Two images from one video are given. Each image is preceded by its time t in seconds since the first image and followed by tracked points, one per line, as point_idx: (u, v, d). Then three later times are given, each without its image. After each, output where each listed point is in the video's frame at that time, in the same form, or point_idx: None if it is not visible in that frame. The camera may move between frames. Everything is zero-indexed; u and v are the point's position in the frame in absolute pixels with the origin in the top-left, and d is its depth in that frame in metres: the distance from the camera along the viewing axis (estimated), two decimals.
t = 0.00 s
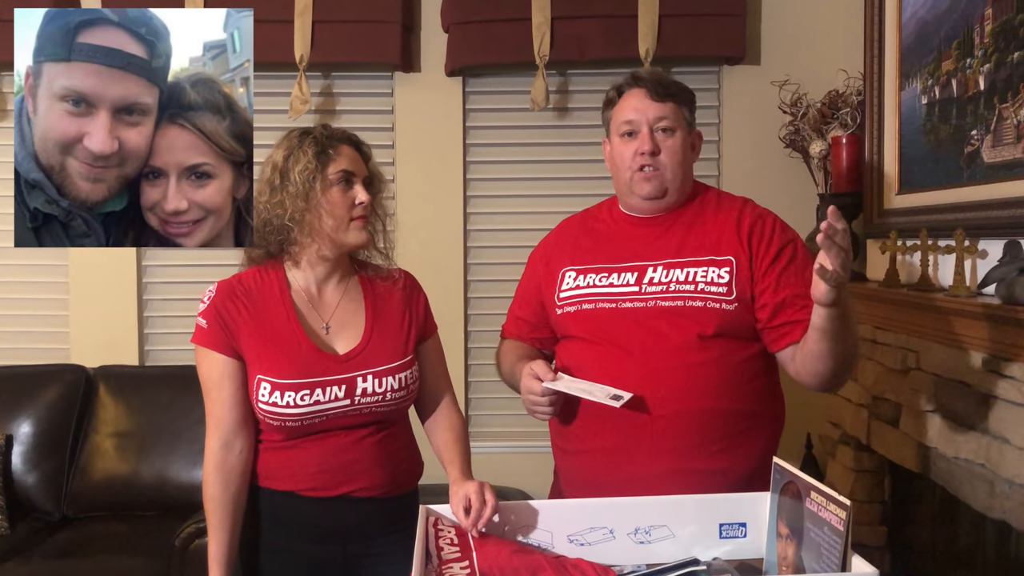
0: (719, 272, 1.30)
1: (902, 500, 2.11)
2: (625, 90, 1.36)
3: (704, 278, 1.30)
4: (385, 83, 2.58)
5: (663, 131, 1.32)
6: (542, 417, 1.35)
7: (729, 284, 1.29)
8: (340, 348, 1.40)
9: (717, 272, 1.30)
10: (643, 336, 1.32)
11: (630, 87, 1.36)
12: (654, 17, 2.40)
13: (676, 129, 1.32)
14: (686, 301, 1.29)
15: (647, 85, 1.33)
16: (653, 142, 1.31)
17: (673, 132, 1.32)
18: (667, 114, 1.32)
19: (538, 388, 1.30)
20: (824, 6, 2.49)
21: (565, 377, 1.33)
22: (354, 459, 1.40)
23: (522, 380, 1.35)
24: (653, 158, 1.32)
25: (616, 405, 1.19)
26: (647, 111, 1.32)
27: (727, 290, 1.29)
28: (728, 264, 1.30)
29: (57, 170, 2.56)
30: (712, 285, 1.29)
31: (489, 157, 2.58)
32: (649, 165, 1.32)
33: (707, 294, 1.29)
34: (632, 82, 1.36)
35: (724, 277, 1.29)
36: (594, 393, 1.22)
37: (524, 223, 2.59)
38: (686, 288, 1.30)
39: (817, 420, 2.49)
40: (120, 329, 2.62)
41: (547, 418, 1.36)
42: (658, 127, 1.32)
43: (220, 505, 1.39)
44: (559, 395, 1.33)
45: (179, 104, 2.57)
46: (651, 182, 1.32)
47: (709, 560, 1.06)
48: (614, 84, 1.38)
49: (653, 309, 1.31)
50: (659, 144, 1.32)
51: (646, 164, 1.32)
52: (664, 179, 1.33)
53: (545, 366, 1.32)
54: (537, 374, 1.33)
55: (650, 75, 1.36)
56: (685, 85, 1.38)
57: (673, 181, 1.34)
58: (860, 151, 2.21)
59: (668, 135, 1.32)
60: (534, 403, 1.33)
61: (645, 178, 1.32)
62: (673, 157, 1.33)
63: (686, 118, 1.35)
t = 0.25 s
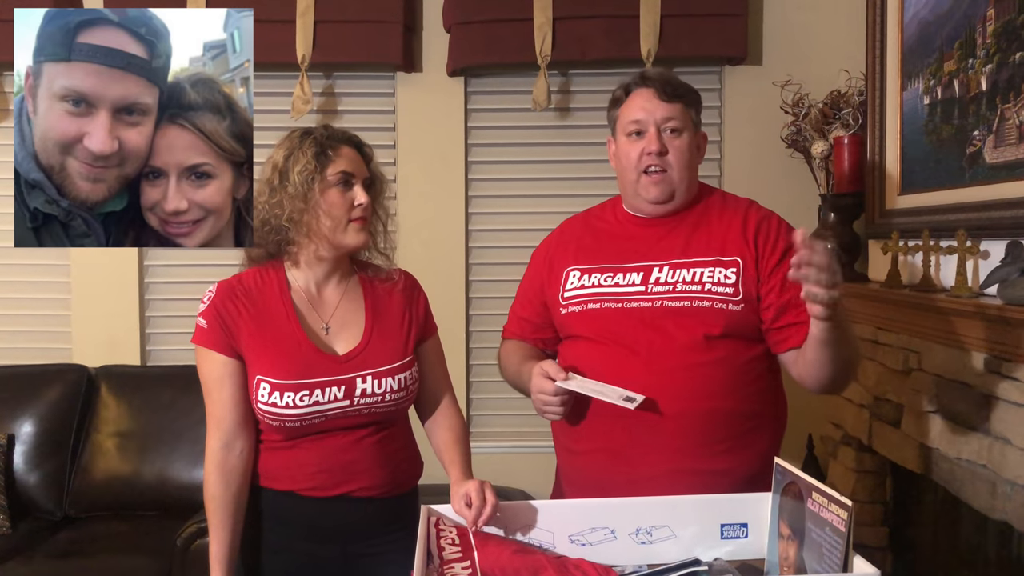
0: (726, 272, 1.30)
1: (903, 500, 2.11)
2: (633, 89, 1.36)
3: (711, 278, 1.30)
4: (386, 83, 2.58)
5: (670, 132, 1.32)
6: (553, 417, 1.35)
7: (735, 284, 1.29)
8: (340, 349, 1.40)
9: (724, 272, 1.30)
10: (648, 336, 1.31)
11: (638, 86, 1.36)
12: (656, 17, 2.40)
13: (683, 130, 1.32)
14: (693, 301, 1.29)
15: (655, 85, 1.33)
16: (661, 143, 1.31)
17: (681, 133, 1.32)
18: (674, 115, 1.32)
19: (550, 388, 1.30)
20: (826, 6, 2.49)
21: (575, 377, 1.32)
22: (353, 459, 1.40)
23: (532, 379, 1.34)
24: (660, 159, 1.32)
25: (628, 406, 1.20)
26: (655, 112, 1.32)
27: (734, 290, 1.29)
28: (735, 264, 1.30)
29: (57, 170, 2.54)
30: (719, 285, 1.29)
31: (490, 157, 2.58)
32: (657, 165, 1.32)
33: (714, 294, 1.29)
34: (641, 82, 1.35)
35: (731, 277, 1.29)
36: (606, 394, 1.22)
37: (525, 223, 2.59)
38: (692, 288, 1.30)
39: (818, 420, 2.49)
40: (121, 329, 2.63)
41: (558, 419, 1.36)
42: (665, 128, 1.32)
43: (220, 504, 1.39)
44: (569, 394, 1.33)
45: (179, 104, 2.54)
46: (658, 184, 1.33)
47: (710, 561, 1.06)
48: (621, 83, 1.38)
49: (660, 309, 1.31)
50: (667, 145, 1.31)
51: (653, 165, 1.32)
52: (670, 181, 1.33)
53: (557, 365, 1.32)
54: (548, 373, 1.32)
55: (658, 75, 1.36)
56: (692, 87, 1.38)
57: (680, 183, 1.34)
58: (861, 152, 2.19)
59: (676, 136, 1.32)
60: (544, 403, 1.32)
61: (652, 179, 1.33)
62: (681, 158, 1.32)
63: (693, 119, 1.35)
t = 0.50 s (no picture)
0: (731, 272, 1.30)
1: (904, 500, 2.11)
2: (641, 87, 1.37)
3: (715, 277, 1.30)
4: (387, 83, 2.58)
5: (678, 129, 1.32)
6: (553, 415, 1.35)
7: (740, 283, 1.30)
8: (339, 348, 1.40)
9: (728, 272, 1.30)
10: (652, 335, 1.31)
11: (646, 84, 1.36)
12: (657, 17, 2.40)
13: (690, 128, 1.33)
14: (698, 300, 1.29)
15: (664, 83, 1.34)
16: (668, 138, 1.31)
17: (687, 130, 1.32)
18: (682, 112, 1.32)
19: (552, 385, 1.30)
20: (827, 6, 2.49)
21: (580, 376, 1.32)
22: (353, 458, 1.40)
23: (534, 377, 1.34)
24: (667, 155, 1.31)
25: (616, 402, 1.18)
26: (663, 108, 1.32)
27: (738, 289, 1.29)
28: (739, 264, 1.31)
29: (57, 170, 2.56)
30: (723, 284, 1.29)
31: (491, 156, 2.58)
32: (664, 160, 1.31)
33: (719, 293, 1.29)
34: (649, 80, 1.36)
35: (735, 277, 1.30)
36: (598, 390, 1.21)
37: (526, 222, 2.59)
38: (697, 288, 1.30)
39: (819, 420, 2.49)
40: (122, 329, 2.63)
41: (558, 417, 1.36)
42: (673, 125, 1.32)
43: (221, 503, 1.39)
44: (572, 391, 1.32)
45: (178, 104, 2.57)
46: (664, 180, 1.32)
47: (711, 561, 1.06)
48: (629, 81, 1.38)
49: (664, 309, 1.31)
50: (675, 141, 1.31)
51: (661, 159, 1.31)
52: (676, 179, 1.32)
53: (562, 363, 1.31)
54: (552, 370, 1.32)
55: (666, 75, 1.36)
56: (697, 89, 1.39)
57: (686, 180, 1.33)
58: (863, 151, 2.19)
59: (683, 133, 1.32)
60: (545, 399, 1.32)
61: (660, 175, 1.32)
62: (688, 155, 1.32)
63: (700, 119, 1.35)
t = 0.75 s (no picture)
0: (732, 267, 1.30)
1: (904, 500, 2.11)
2: (645, 85, 1.36)
3: (717, 273, 1.30)
4: (387, 82, 2.58)
5: (683, 128, 1.32)
6: (555, 413, 1.34)
7: (741, 279, 1.29)
8: (337, 347, 1.40)
9: (730, 268, 1.30)
10: (652, 332, 1.31)
11: (650, 82, 1.36)
12: (657, 17, 2.40)
13: (695, 127, 1.33)
14: (700, 296, 1.29)
15: (669, 83, 1.34)
16: (674, 137, 1.30)
17: (692, 129, 1.32)
18: (687, 111, 1.32)
19: (554, 383, 1.29)
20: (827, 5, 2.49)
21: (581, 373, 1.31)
22: (351, 458, 1.40)
23: (536, 377, 1.34)
24: (673, 153, 1.31)
25: (617, 414, 1.16)
26: (669, 106, 1.32)
27: (740, 285, 1.29)
28: (741, 260, 1.30)
29: (57, 170, 2.56)
30: (725, 280, 1.29)
31: (491, 156, 2.58)
32: (669, 159, 1.31)
33: (721, 289, 1.29)
34: (654, 78, 1.36)
35: (737, 272, 1.30)
36: (600, 398, 1.19)
37: (526, 222, 2.59)
38: (699, 284, 1.30)
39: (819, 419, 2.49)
40: (121, 329, 2.63)
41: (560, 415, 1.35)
42: (678, 123, 1.32)
43: (220, 503, 1.39)
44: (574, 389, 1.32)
45: (179, 104, 2.57)
46: (670, 179, 1.32)
47: (711, 561, 1.05)
48: (633, 79, 1.38)
49: (666, 305, 1.31)
50: (680, 140, 1.31)
51: (666, 158, 1.31)
52: (681, 178, 1.32)
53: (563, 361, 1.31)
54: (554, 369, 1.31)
55: (670, 74, 1.36)
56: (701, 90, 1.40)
57: (690, 180, 1.33)
58: (863, 150, 2.19)
59: (688, 132, 1.32)
60: (548, 398, 1.31)
61: (665, 174, 1.32)
62: (693, 154, 1.32)
63: (704, 119, 1.35)
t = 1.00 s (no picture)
0: (732, 268, 1.30)
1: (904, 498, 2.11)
2: (648, 81, 1.36)
3: (717, 273, 1.30)
4: (387, 81, 2.58)
5: (682, 123, 1.32)
6: (563, 416, 1.34)
7: (741, 280, 1.30)
8: (337, 346, 1.40)
9: (730, 268, 1.30)
10: (653, 331, 1.31)
11: (654, 78, 1.36)
12: (657, 16, 2.40)
13: (695, 124, 1.32)
14: (700, 296, 1.29)
15: (671, 79, 1.33)
16: (672, 132, 1.30)
17: (691, 125, 1.32)
18: (688, 107, 1.32)
19: (560, 385, 1.28)
20: (827, 5, 2.49)
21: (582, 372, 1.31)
22: (351, 456, 1.40)
23: (541, 378, 1.33)
24: (670, 148, 1.31)
25: (635, 406, 1.17)
26: (669, 102, 1.32)
27: (739, 286, 1.30)
28: (741, 260, 1.31)
29: (57, 170, 2.50)
30: (725, 280, 1.30)
31: (491, 155, 2.58)
32: (664, 153, 1.31)
33: (721, 289, 1.29)
34: (658, 75, 1.35)
35: (737, 273, 1.30)
36: (614, 392, 1.20)
37: (526, 221, 2.59)
38: (699, 284, 1.30)
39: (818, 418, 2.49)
40: (122, 328, 2.66)
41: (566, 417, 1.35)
42: (677, 119, 1.32)
43: (220, 501, 1.39)
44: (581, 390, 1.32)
45: (180, 104, 2.50)
46: (665, 174, 1.32)
47: (711, 559, 1.05)
48: (636, 76, 1.38)
49: (666, 304, 1.31)
50: (678, 134, 1.31)
51: (663, 153, 1.31)
52: (676, 174, 1.33)
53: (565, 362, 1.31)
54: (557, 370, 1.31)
55: (675, 71, 1.36)
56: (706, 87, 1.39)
57: (685, 177, 1.34)
58: (863, 149, 2.19)
59: (687, 128, 1.31)
60: (554, 400, 1.31)
61: (660, 168, 1.32)
62: (690, 150, 1.32)
63: (705, 116, 1.35)
